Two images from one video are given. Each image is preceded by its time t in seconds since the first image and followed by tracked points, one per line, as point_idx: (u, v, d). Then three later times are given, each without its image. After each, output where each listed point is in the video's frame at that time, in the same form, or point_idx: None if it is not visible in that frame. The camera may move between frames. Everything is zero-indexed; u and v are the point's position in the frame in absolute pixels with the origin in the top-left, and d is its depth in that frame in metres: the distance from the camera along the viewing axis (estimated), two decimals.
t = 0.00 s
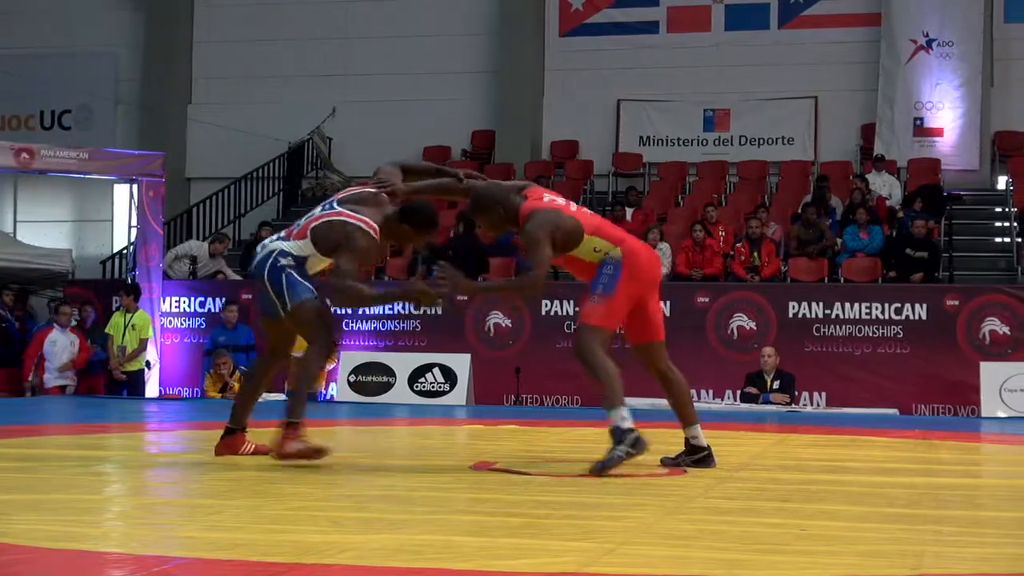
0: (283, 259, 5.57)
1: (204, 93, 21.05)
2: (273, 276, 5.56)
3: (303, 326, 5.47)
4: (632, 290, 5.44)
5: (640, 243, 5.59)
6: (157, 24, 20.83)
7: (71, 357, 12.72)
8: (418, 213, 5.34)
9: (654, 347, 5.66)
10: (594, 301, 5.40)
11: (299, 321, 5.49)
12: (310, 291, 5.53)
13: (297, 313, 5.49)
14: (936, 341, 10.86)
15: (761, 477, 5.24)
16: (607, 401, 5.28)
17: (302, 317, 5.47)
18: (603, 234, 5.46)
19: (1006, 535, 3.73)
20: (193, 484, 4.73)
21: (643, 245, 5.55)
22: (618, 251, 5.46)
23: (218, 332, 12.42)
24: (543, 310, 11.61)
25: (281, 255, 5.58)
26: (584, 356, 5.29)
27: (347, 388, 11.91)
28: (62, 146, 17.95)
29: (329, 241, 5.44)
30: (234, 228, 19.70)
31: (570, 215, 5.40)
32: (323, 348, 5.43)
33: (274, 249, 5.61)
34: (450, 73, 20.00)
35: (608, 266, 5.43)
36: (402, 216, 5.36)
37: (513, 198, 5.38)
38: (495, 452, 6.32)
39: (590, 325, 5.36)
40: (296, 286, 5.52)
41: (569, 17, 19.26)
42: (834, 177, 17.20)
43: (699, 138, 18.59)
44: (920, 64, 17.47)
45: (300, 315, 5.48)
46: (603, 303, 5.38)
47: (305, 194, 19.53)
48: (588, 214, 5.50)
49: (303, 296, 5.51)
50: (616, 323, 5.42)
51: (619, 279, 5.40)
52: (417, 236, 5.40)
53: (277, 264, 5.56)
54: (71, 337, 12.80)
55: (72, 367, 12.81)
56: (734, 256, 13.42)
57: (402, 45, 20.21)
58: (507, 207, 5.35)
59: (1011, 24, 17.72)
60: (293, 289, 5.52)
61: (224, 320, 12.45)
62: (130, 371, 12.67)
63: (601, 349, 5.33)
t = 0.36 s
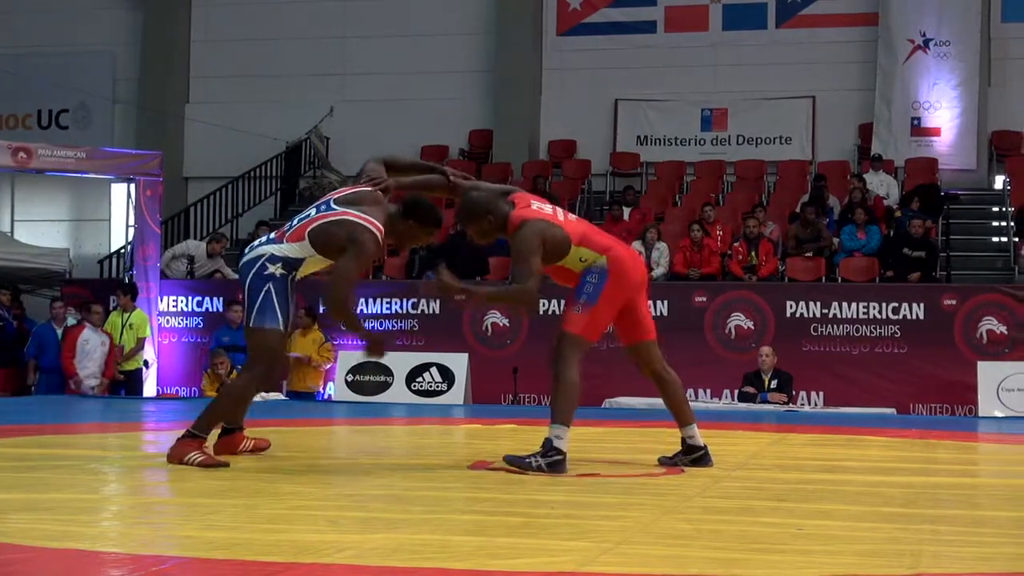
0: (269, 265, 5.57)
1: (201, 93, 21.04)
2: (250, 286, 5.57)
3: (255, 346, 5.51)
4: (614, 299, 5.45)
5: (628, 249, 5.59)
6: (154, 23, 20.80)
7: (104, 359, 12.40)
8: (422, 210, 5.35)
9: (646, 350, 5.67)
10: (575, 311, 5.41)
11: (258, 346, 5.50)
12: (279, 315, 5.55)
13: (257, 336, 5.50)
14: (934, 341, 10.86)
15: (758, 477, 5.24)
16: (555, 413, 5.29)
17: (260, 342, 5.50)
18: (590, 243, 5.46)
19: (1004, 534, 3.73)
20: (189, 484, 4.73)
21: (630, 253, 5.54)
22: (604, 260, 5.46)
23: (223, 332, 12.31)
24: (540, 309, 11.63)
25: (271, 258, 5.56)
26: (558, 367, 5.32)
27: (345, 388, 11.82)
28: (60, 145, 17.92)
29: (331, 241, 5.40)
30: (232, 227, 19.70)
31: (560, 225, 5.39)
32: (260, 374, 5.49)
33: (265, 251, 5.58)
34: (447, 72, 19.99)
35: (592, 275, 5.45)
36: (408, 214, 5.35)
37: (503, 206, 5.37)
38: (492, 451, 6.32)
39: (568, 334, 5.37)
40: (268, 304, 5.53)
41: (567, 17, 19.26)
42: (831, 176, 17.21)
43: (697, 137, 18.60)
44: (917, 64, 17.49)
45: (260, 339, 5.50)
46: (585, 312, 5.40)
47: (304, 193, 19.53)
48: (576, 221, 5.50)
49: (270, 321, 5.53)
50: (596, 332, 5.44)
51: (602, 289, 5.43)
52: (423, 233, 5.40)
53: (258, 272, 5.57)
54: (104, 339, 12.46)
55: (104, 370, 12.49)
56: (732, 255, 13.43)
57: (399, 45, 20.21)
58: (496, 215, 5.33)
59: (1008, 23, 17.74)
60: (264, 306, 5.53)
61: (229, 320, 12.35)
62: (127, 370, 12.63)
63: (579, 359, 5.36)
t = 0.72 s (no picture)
0: (256, 248, 5.49)
1: (202, 91, 21.05)
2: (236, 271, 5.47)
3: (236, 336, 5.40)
4: (616, 298, 5.44)
5: (630, 250, 5.59)
6: (155, 22, 20.80)
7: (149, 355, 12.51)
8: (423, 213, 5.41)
9: (649, 346, 5.65)
10: (578, 311, 5.39)
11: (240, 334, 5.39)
12: (261, 302, 5.44)
13: (238, 323, 5.40)
14: (935, 340, 10.86)
15: (760, 476, 5.24)
16: (558, 411, 5.28)
17: (241, 329, 5.39)
18: (591, 244, 5.48)
19: (1006, 534, 3.73)
20: (191, 483, 4.72)
21: (632, 254, 5.54)
22: (606, 260, 5.47)
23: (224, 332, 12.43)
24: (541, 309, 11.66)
25: (258, 243, 5.50)
26: (561, 367, 5.30)
27: (346, 386, 11.82)
28: (61, 144, 17.94)
29: (320, 229, 5.38)
30: (233, 226, 19.71)
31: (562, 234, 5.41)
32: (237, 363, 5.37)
33: (254, 236, 5.52)
34: (448, 72, 19.99)
35: (595, 275, 5.45)
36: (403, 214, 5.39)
37: (507, 218, 5.40)
38: (494, 450, 6.31)
39: (570, 333, 5.35)
40: (251, 290, 5.43)
41: (568, 16, 19.26)
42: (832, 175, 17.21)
43: (698, 136, 18.61)
44: (918, 62, 17.48)
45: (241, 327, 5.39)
46: (587, 311, 5.38)
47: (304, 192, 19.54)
48: (576, 225, 5.53)
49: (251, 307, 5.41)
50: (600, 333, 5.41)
51: (605, 289, 5.42)
52: (420, 233, 5.44)
53: (245, 257, 5.48)
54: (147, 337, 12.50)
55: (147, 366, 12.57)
56: (733, 254, 13.40)
57: (400, 44, 20.21)
58: (502, 226, 5.37)
59: (1009, 23, 17.74)
60: (247, 292, 5.43)
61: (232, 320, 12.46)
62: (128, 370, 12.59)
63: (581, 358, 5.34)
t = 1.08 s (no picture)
0: (251, 245, 5.45)
1: (204, 93, 21.07)
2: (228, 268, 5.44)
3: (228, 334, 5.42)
4: (613, 299, 5.46)
5: (627, 251, 5.61)
6: (156, 23, 20.79)
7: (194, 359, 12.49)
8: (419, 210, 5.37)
9: (644, 348, 5.67)
10: (573, 311, 5.41)
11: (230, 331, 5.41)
12: (253, 299, 5.42)
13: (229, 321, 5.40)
14: (937, 341, 10.86)
15: (761, 478, 5.25)
16: (556, 412, 5.27)
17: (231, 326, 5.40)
18: (587, 245, 5.49)
19: (1007, 535, 3.73)
20: (193, 484, 4.73)
21: (629, 255, 5.56)
22: (603, 261, 5.48)
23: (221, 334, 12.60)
24: (544, 311, 11.65)
25: (253, 239, 5.46)
26: (556, 367, 5.31)
27: (348, 387, 11.82)
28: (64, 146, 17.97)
29: (319, 224, 5.39)
30: (235, 228, 19.74)
31: (558, 234, 5.40)
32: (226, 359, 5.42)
33: (249, 232, 5.48)
34: (450, 73, 19.99)
35: (592, 275, 5.47)
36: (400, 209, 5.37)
37: (504, 214, 5.36)
38: (496, 452, 6.32)
39: (564, 333, 5.37)
40: (243, 287, 5.41)
41: (570, 18, 19.27)
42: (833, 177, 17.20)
43: (700, 138, 18.61)
44: (921, 64, 17.47)
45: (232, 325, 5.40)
46: (582, 311, 5.40)
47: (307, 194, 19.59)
48: (573, 225, 5.52)
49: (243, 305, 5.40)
50: (594, 334, 5.44)
51: (601, 289, 5.43)
52: (417, 228, 5.41)
53: (238, 253, 5.45)
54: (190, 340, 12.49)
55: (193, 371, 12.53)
56: (735, 256, 13.42)
57: (402, 45, 20.22)
58: (499, 223, 5.33)
59: (1012, 24, 17.73)
60: (239, 289, 5.41)
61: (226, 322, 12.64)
62: (130, 371, 12.61)
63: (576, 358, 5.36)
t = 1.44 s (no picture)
0: (267, 251, 5.50)
1: (206, 92, 21.07)
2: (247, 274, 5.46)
3: (254, 337, 5.41)
4: (619, 298, 5.44)
5: (635, 247, 5.58)
6: (159, 23, 20.79)
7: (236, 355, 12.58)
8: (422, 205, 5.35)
9: (650, 347, 5.68)
10: (578, 310, 5.40)
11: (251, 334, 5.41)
12: (277, 302, 5.44)
13: (250, 326, 5.41)
14: (940, 341, 10.85)
15: (764, 477, 5.24)
16: (561, 412, 5.29)
17: (254, 331, 5.40)
18: (595, 243, 5.48)
19: (1010, 535, 3.72)
20: (195, 484, 4.73)
21: (638, 253, 5.53)
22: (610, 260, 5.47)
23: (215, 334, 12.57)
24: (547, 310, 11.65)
25: (268, 246, 5.51)
26: (561, 366, 5.31)
27: (351, 388, 11.83)
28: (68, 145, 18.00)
29: (324, 221, 5.40)
30: (238, 228, 19.74)
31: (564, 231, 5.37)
32: (252, 363, 5.40)
33: (262, 240, 5.54)
34: (453, 72, 19.99)
35: (597, 274, 5.46)
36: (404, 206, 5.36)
37: (511, 209, 5.36)
38: (497, 452, 6.32)
39: (569, 331, 5.35)
40: (264, 292, 5.43)
41: (573, 17, 19.26)
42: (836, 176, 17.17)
43: (703, 137, 18.61)
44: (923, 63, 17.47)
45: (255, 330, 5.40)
46: (587, 310, 5.38)
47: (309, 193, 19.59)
48: (581, 221, 5.50)
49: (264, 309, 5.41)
50: (600, 332, 5.43)
51: (606, 288, 5.42)
52: (418, 222, 5.39)
53: (255, 261, 5.48)
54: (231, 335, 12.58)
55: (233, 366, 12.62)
56: (738, 256, 13.43)
57: (404, 44, 20.22)
58: (505, 218, 5.32)
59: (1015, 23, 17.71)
60: (262, 294, 5.43)
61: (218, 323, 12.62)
62: (133, 370, 12.64)
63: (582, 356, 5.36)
